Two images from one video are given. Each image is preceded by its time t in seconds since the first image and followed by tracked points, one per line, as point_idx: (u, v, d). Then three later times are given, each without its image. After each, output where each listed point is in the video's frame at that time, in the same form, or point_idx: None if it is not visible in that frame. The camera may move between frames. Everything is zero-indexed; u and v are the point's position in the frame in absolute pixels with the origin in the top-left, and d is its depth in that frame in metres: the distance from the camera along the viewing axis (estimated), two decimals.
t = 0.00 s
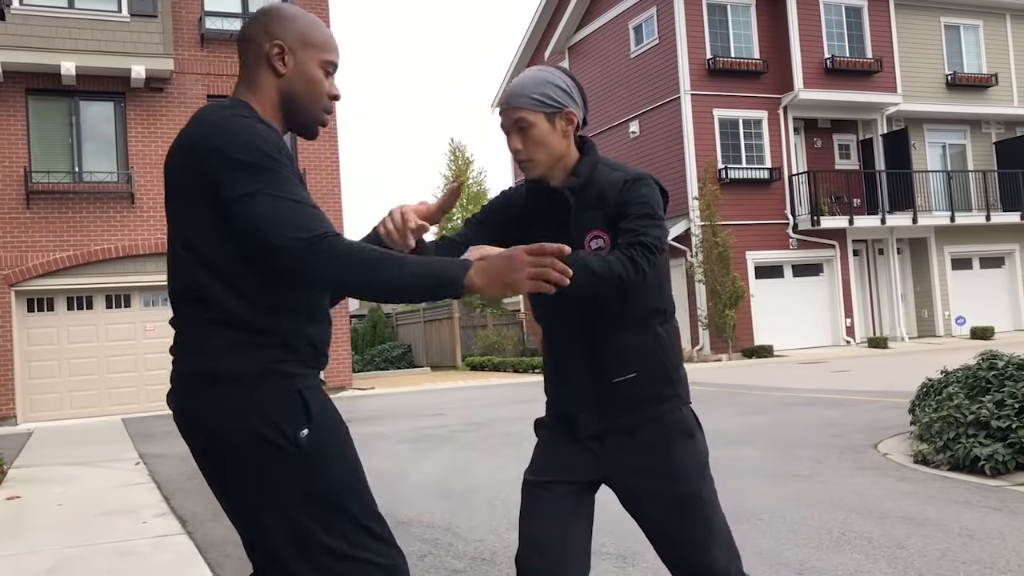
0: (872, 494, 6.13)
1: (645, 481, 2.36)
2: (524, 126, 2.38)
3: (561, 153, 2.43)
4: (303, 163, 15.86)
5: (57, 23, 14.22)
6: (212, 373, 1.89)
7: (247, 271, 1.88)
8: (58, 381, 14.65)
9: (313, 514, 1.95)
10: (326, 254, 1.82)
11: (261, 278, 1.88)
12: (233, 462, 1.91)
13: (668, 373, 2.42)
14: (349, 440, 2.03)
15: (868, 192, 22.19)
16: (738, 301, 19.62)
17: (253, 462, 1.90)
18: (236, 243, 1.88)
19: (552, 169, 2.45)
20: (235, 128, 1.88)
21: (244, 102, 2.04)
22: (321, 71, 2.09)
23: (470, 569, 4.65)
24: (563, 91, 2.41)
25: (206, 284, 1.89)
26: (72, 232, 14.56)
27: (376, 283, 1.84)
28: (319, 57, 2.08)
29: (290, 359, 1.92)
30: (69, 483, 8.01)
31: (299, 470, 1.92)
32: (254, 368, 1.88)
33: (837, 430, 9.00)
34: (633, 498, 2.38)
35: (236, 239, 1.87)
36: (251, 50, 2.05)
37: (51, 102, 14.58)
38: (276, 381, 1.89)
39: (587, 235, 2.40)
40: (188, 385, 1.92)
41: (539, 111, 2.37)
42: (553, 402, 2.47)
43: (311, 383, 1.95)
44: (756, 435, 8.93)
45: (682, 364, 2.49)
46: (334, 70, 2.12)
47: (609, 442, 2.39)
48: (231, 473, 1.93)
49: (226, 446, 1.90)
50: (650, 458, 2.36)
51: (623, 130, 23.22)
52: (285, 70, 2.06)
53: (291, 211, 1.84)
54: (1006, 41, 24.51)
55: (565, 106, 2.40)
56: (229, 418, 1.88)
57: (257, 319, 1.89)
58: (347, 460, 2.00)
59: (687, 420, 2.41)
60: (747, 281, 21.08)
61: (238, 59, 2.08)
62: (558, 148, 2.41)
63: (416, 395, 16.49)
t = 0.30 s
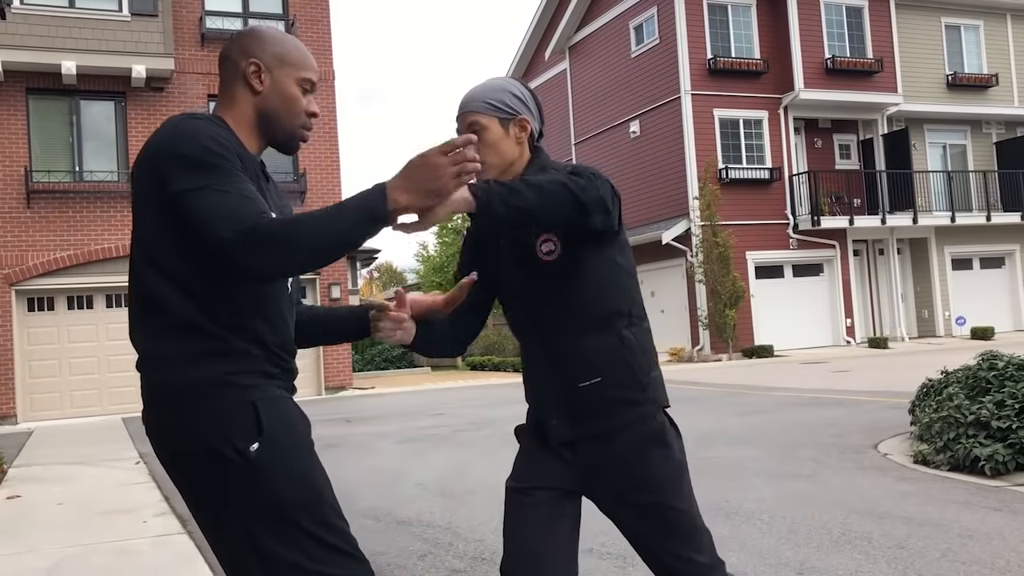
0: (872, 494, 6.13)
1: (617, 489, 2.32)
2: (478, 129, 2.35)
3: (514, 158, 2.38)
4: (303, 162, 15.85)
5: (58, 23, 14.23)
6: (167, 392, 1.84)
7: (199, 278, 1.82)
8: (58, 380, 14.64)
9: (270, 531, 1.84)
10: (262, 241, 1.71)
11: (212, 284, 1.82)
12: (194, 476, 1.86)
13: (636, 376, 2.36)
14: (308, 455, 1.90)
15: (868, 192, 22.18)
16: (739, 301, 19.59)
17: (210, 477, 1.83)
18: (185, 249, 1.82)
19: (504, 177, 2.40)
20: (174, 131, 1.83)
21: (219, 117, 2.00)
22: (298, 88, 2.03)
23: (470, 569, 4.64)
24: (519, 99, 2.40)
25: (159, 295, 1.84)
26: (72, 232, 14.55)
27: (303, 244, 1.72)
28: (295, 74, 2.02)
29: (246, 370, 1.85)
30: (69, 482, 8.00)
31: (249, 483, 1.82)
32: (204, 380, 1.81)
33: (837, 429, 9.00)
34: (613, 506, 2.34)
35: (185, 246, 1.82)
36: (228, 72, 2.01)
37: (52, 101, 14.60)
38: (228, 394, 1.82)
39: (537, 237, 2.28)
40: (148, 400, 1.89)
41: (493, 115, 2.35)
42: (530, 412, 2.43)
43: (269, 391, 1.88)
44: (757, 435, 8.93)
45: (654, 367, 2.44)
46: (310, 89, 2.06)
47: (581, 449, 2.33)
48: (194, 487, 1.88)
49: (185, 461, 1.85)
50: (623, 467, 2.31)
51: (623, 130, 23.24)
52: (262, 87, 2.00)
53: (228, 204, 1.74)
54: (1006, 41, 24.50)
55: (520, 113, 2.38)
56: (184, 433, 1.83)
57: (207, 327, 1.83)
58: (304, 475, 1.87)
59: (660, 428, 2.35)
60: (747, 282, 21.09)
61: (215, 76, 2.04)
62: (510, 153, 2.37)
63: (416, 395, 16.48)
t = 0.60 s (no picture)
0: (873, 494, 6.13)
1: (598, 494, 2.34)
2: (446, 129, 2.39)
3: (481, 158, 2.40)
4: (303, 162, 15.85)
5: (58, 22, 14.23)
6: (183, 385, 1.85)
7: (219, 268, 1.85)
8: (58, 380, 14.63)
9: (272, 530, 1.84)
10: (310, 210, 1.78)
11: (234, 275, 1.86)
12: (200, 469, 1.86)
13: (597, 369, 2.33)
14: (312, 451, 1.92)
15: (868, 192, 22.18)
16: (739, 300, 19.59)
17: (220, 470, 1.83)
18: (212, 238, 1.85)
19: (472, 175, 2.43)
20: (204, 117, 1.88)
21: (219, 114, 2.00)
22: (298, 95, 2.05)
23: (469, 569, 4.64)
24: (485, 98, 2.41)
25: (179, 285, 1.85)
26: (73, 232, 14.55)
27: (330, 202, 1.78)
28: (296, 81, 2.04)
29: (258, 368, 1.87)
30: (68, 482, 8.00)
31: (253, 480, 1.82)
32: (222, 372, 1.83)
33: (837, 430, 9.00)
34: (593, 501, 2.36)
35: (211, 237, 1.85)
36: (231, 74, 2.00)
37: (52, 101, 14.60)
38: (242, 390, 1.84)
39: (486, 233, 2.35)
40: (159, 392, 1.89)
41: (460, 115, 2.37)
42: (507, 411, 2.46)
43: (280, 393, 1.90)
44: (757, 435, 8.92)
45: (627, 359, 2.41)
46: (309, 95, 2.09)
47: (560, 444, 2.35)
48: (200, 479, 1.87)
49: (195, 454, 1.85)
50: (598, 462, 2.32)
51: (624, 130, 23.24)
52: (265, 91, 2.02)
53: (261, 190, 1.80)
54: (1007, 41, 24.51)
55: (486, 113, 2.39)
56: (200, 422, 1.84)
57: (229, 318, 1.85)
58: (307, 471, 1.88)
59: (628, 433, 2.32)
60: (747, 282, 21.09)
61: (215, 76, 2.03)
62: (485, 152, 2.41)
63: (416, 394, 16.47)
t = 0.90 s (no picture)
0: (873, 494, 6.12)
1: (600, 491, 2.41)
2: (444, 134, 2.50)
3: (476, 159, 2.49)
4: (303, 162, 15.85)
5: (58, 23, 14.23)
6: (217, 373, 1.83)
7: (248, 266, 1.86)
8: (58, 381, 14.63)
9: (312, 513, 1.88)
10: (322, 274, 1.92)
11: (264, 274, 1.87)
12: (230, 458, 1.83)
13: (585, 372, 2.34)
14: (340, 440, 1.98)
15: (868, 192, 22.18)
16: (738, 300, 19.60)
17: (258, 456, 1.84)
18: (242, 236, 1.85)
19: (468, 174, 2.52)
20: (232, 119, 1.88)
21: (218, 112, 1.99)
22: (295, 104, 2.08)
23: (469, 569, 4.64)
24: (479, 99, 2.50)
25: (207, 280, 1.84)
26: (72, 232, 14.54)
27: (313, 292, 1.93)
28: (294, 92, 2.07)
29: (290, 360, 1.93)
30: (68, 482, 8.00)
31: (298, 464, 1.86)
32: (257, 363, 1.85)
33: (838, 430, 8.99)
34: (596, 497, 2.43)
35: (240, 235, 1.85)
36: (234, 78, 2.01)
37: (52, 101, 14.60)
38: (281, 377, 1.89)
39: (473, 240, 2.40)
40: (183, 384, 1.85)
41: (453, 118, 2.48)
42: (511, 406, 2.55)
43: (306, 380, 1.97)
44: (757, 435, 8.92)
45: (621, 356, 2.40)
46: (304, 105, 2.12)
47: (560, 442, 2.43)
48: (233, 471, 1.85)
49: (224, 444, 1.83)
50: (593, 461, 2.38)
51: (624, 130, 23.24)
52: (267, 99, 2.03)
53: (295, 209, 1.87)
54: (1007, 41, 24.50)
55: (480, 113, 2.47)
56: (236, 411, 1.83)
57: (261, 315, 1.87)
58: (339, 455, 1.95)
59: (627, 434, 2.35)
60: (747, 281, 21.09)
61: (214, 78, 2.03)
62: (473, 156, 2.49)
63: (416, 394, 16.46)
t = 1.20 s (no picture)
0: (872, 494, 6.12)
1: (615, 491, 2.49)
2: (448, 139, 2.55)
3: (483, 163, 2.56)
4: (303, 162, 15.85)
5: (58, 23, 14.24)
6: (225, 373, 1.85)
7: (263, 281, 1.90)
8: (58, 381, 14.63)
9: (308, 519, 1.92)
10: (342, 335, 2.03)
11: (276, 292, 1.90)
12: (232, 458, 1.85)
13: (606, 373, 2.42)
14: (335, 445, 2.03)
15: (867, 192, 22.20)
16: (737, 300, 19.64)
17: (260, 458, 1.86)
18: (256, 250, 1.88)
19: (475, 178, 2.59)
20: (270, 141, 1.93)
21: (248, 111, 2.09)
22: (320, 103, 2.21)
23: (469, 569, 4.64)
24: (487, 105, 2.55)
25: (217, 287, 1.86)
26: (72, 232, 14.55)
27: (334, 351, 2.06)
28: (319, 91, 2.19)
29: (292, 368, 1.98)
30: (68, 482, 8.01)
31: (301, 468, 1.91)
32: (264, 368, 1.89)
33: (837, 429, 8.98)
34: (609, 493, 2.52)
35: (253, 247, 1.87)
36: (263, 76, 2.11)
37: (52, 101, 14.60)
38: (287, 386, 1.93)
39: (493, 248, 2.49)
40: (186, 381, 1.85)
41: (459, 123, 2.53)
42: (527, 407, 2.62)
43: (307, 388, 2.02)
44: (757, 435, 8.91)
45: (639, 357, 2.48)
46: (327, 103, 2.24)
47: (576, 443, 2.50)
48: (231, 472, 1.86)
49: (229, 443, 1.84)
50: (612, 461, 2.46)
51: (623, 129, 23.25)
52: (295, 99, 2.15)
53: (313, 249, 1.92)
54: (1005, 41, 24.53)
55: (487, 119, 2.53)
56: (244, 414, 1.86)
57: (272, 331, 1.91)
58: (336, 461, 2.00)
59: (645, 431, 2.43)
60: (747, 281, 21.09)
61: (240, 76, 2.13)
62: (480, 161, 2.55)
63: (416, 395, 16.46)
